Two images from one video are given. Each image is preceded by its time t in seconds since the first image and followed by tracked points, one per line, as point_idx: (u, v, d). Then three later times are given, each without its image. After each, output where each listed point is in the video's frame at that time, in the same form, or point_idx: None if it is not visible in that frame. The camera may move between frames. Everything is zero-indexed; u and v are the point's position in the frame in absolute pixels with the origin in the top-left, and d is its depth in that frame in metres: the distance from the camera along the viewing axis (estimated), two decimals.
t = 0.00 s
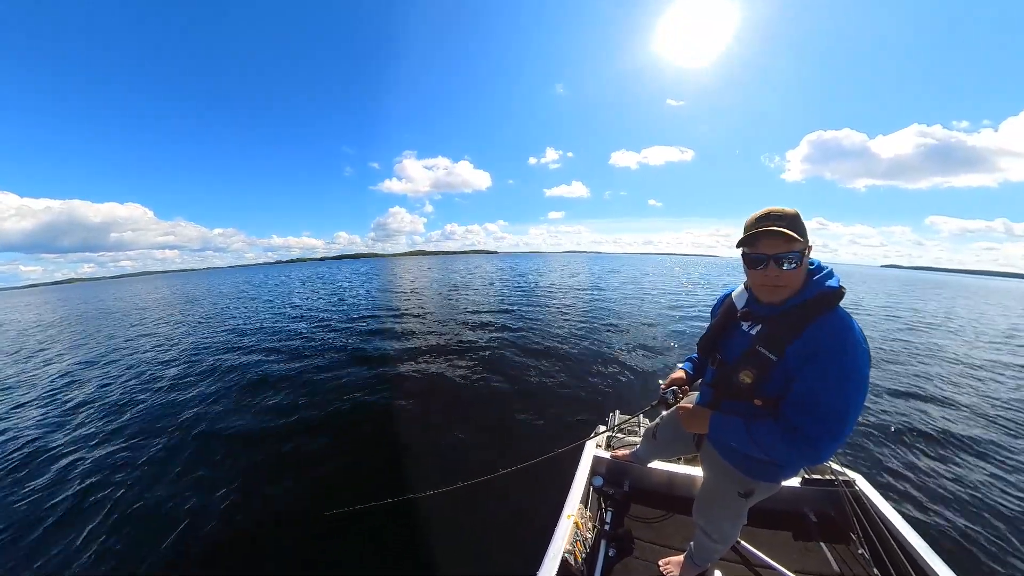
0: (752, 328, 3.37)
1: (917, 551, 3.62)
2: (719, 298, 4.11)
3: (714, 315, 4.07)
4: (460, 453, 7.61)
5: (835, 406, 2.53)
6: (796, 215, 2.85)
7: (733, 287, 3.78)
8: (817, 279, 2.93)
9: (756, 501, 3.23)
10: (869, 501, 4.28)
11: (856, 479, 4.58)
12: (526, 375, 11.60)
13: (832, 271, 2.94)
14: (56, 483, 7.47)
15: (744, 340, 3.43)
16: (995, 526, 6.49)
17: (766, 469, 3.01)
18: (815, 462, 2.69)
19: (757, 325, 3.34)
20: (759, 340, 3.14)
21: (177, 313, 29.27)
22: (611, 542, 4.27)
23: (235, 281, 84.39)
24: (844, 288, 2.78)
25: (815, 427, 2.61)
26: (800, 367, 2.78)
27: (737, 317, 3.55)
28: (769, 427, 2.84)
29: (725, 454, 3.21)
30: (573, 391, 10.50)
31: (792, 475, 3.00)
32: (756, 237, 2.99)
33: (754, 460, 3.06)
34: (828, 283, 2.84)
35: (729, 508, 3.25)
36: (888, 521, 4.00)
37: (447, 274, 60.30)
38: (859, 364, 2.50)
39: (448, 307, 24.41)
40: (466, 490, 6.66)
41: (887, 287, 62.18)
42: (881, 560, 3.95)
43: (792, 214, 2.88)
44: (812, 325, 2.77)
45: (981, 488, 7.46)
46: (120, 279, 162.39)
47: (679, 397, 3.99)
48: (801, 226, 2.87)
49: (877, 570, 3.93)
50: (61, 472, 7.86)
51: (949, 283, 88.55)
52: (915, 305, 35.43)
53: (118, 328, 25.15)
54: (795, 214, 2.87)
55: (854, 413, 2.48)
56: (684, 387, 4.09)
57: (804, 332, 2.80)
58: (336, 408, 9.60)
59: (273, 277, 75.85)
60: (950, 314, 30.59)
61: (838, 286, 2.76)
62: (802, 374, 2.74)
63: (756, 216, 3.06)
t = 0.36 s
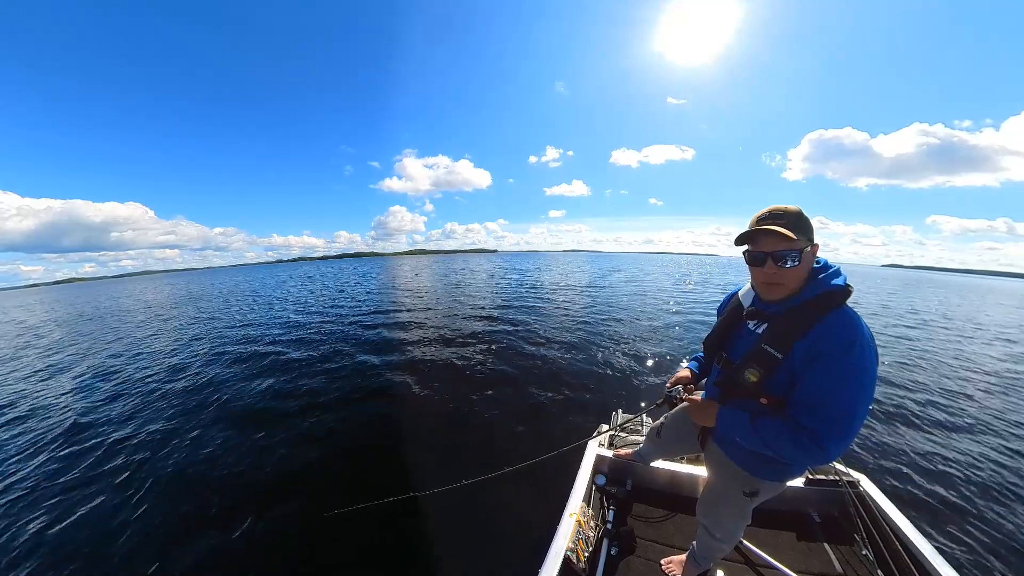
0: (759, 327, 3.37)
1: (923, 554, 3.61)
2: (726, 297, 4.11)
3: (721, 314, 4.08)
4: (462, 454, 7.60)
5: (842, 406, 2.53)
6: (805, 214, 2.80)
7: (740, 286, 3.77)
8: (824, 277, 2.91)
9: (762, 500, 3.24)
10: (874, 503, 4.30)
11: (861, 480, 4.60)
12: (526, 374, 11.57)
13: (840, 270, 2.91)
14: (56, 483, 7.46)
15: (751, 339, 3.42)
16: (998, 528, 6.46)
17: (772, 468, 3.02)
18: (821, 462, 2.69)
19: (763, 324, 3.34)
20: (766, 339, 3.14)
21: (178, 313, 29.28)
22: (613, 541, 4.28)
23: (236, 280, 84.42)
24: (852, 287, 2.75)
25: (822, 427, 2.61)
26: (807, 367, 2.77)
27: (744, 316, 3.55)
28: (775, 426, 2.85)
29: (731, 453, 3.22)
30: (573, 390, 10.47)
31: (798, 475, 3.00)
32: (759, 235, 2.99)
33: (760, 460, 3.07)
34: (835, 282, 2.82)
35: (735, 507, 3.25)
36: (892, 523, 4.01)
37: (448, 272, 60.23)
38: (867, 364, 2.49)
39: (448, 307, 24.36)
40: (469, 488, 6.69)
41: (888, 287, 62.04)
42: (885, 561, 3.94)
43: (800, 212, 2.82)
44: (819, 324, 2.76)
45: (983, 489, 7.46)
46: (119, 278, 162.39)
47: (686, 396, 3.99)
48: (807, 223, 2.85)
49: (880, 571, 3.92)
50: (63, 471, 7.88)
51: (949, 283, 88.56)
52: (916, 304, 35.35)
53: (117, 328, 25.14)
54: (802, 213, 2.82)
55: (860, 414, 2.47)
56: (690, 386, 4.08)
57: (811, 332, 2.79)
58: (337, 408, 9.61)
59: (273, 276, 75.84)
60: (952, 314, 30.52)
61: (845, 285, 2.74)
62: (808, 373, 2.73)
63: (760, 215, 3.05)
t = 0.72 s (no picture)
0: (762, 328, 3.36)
1: (926, 560, 3.60)
2: (729, 298, 4.11)
3: (724, 315, 4.07)
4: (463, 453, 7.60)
5: (846, 409, 2.54)
6: (807, 214, 2.80)
7: (743, 287, 3.77)
8: (829, 278, 2.90)
9: (762, 503, 3.25)
10: (876, 507, 4.32)
11: (863, 484, 4.61)
12: (525, 374, 11.53)
13: (844, 270, 2.90)
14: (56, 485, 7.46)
15: (754, 340, 3.42)
16: (997, 530, 6.46)
17: (774, 472, 3.02)
18: (824, 465, 2.70)
19: (766, 325, 3.34)
20: (768, 341, 3.14)
21: (178, 312, 29.29)
22: (612, 541, 4.29)
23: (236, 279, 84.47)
24: (857, 288, 2.74)
25: (825, 430, 2.61)
26: (810, 369, 2.78)
27: (747, 317, 3.55)
28: (778, 428, 2.85)
29: (732, 456, 3.22)
30: (573, 390, 10.46)
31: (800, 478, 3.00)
32: (765, 234, 2.99)
33: (762, 463, 3.06)
34: (840, 283, 2.81)
35: (735, 510, 3.27)
36: (894, 528, 4.02)
37: (448, 271, 60.19)
38: (872, 366, 2.49)
39: (448, 306, 24.33)
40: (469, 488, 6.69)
41: (889, 286, 61.92)
42: (886, 566, 3.94)
43: (801, 212, 2.83)
44: (822, 326, 2.77)
45: (983, 490, 7.46)
46: (119, 277, 162.36)
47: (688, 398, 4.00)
48: (809, 223, 2.84)
49: None
50: (62, 472, 7.88)
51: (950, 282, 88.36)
52: (917, 304, 35.27)
53: (117, 327, 25.13)
54: (804, 213, 2.82)
55: (864, 416, 2.48)
56: (692, 388, 4.10)
57: (814, 334, 2.79)
58: (337, 408, 9.60)
59: (272, 275, 75.74)
60: (953, 314, 30.48)
61: (850, 287, 2.73)
62: (812, 376, 2.74)
63: (763, 214, 3.06)
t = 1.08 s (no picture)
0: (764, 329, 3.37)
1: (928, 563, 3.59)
2: (731, 298, 4.10)
3: (725, 316, 4.07)
4: (464, 453, 7.60)
5: (847, 411, 2.54)
6: (810, 214, 2.79)
7: (746, 287, 3.77)
8: (832, 279, 2.88)
9: (762, 506, 3.25)
10: (879, 511, 4.30)
11: (866, 488, 4.59)
12: (526, 373, 11.49)
13: (847, 271, 2.89)
14: (55, 485, 7.46)
15: (756, 341, 3.42)
16: (999, 532, 6.43)
17: (775, 474, 3.01)
18: (825, 468, 2.70)
19: (768, 326, 3.34)
20: (770, 341, 3.14)
21: (178, 312, 29.30)
22: (612, 541, 4.30)
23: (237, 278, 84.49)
24: (860, 290, 2.73)
25: (827, 431, 2.61)
26: (812, 370, 2.78)
27: (749, 318, 3.54)
28: (778, 430, 2.85)
29: (732, 458, 3.22)
30: (574, 389, 10.47)
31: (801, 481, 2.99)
32: (766, 233, 2.99)
33: (763, 465, 3.06)
34: (842, 284, 2.79)
35: (735, 512, 3.27)
36: (896, 532, 4.01)
37: (448, 270, 60.12)
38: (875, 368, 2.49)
39: (448, 304, 24.34)
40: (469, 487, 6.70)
41: (890, 286, 61.73)
42: (888, 570, 3.94)
43: (805, 212, 2.82)
44: (824, 327, 2.77)
45: (984, 491, 7.46)
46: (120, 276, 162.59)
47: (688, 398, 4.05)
48: (811, 223, 2.83)
49: None
50: (63, 472, 7.90)
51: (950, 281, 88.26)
52: (918, 304, 35.19)
53: (117, 327, 25.14)
54: (807, 213, 2.81)
55: (867, 419, 2.48)
56: (692, 388, 4.14)
57: (816, 334, 2.80)
58: (337, 407, 9.61)
59: (273, 274, 75.76)
60: (953, 314, 30.42)
61: (853, 288, 2.72)
62: (815, 377, 2.73)
63: (764, 214, 3.06)
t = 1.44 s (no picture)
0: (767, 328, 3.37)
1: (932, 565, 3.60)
2: (734, 298, 4.10)
3: (729, 316, 4.07)
4: (464, 452, 7.59)
5: (852, 409, 2.54)
6: (809, 212, 2.79)
7: (749, 287, 3.76)
8: (835, 278, 2.87)
9: (765, 506, 3.26)
10: (883, 511, 4.31)
11: (870, 489, 4.60)
12: (527, 372, 11.44)
13: (851, 270, 2.87)
14: (54, 487, 7.44)
15: (760, 341, 3.42)
16: (1002, 533, 6.41)
17: (779, 474, 3.02)
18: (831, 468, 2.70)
19: (771, 325, 3.34)
20: (773, 341, 3.14)
21: (178, 311, 29.29)
22: (613, 540, 4.32)
23: (237, 277, 84.41)
24: (863, 289, 2.72)
25: (833, 432, 2.61)
26: (816, 369, 2.79)
27: (752, 318, 3.54)
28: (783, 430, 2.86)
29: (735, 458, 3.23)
30: (575, 387, 10.45)
31: (805, 481, 3.00)
32: (764, 234, 2.99)
33: (767, 466, 3.07)
34: (846, 283, 2.78)
35: (738, 511, 3.27)
36: (900, 532, 4.02)
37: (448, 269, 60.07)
38: (880, 367, 2.48)
39: (449, 303, 24.33)
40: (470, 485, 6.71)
41: (890, 285, 61.64)
42: (892, 571, 3.94)
43: (804, 211, 2.83)
44: (827, 326, 2.77)
45: (986, 491, 7.46)
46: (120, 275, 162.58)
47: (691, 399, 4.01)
48: (809, 223, 2.83)
49: None
50: (62, 473, 7.89)
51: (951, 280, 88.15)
52: (918, 303, 35.15)
53: (117, 326, 25.16)
54: (806, 212, 2.82)
55: (872, 418, 2.48)
56: (695, 389, 4.11)
57: (819, 333, 2.80)
58: (337, 407, 9.59)
59: (273, 273, 75.69)
60: (955, 314, 30.35)
61: (857, 287, 2.71)
62: (819, 376, 2.74)
63: (763, 215, 3.07)
